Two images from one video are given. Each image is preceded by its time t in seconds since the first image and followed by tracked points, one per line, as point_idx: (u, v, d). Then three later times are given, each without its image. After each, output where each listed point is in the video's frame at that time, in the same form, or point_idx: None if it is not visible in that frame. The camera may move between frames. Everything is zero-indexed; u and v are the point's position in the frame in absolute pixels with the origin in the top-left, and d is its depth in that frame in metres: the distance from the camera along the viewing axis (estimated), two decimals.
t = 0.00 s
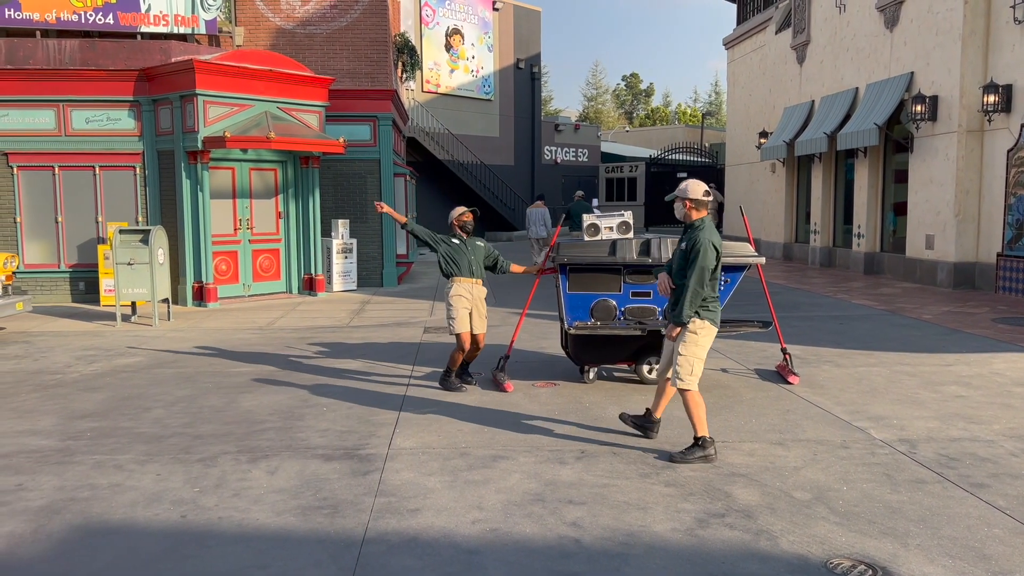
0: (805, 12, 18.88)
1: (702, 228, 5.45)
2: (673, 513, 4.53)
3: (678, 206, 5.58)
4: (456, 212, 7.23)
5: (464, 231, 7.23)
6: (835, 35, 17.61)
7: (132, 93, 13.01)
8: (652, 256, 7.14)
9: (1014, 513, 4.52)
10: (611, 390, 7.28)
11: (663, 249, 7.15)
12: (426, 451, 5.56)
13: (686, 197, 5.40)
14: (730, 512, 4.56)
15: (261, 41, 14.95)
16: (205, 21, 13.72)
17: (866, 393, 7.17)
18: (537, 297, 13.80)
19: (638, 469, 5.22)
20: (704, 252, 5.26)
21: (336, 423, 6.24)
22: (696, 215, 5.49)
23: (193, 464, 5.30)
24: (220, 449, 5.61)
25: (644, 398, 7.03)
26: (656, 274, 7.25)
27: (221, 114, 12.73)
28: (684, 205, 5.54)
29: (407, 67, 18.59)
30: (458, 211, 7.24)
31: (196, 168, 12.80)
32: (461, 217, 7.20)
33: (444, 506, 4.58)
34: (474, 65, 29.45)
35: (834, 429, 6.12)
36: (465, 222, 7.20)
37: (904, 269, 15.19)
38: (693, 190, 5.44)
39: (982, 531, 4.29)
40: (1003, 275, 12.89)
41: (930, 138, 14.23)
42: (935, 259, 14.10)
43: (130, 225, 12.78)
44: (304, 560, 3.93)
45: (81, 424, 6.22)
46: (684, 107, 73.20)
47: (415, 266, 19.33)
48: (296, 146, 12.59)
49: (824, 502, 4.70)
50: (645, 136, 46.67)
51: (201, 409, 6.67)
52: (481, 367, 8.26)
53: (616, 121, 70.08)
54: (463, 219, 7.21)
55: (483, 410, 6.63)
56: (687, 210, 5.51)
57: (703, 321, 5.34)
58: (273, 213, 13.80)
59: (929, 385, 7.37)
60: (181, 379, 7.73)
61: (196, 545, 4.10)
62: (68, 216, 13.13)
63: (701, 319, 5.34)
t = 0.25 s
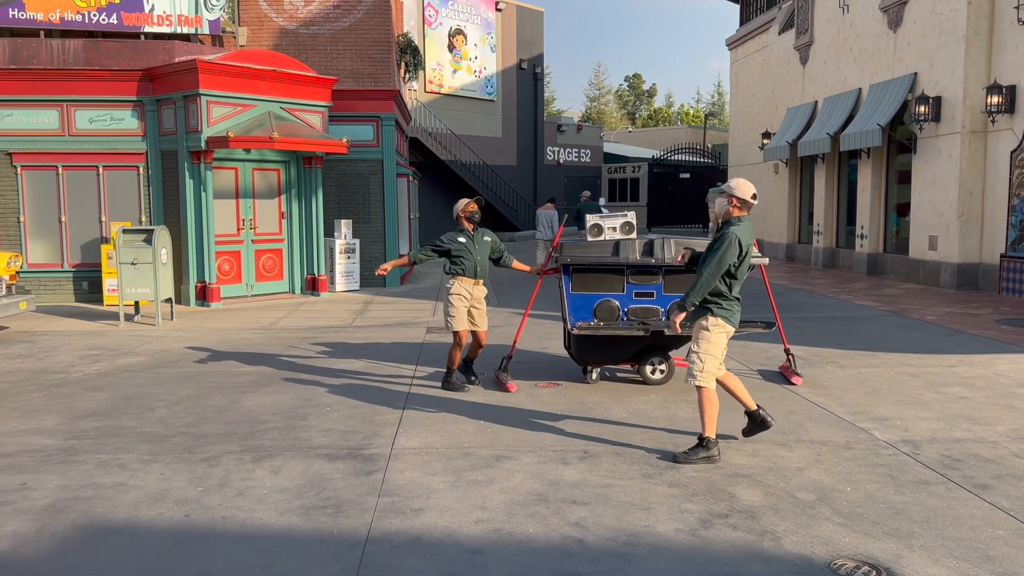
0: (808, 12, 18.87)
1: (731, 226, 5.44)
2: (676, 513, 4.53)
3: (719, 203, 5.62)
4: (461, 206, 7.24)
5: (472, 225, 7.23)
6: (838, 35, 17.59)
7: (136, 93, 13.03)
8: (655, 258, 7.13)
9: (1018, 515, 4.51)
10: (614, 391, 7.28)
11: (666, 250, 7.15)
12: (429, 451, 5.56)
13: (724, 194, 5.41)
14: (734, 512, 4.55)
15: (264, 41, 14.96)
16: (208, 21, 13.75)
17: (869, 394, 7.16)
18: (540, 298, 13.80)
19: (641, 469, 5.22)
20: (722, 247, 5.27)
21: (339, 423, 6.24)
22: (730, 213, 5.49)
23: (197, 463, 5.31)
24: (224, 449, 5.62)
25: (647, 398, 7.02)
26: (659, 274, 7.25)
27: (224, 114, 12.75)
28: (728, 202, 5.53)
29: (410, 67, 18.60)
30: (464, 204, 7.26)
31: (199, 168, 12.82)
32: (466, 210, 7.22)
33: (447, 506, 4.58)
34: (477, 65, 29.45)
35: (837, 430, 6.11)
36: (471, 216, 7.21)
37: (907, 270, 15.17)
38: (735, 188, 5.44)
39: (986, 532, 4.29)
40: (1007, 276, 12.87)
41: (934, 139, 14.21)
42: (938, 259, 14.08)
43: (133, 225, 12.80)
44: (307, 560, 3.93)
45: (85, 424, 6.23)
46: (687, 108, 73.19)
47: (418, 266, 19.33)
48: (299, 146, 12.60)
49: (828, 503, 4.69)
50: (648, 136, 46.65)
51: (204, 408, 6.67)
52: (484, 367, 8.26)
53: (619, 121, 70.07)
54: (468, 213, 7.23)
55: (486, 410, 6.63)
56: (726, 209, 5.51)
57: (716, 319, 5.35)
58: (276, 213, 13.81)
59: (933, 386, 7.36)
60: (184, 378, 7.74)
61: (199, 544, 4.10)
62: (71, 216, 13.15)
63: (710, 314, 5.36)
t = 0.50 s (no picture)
0: (810, 14, 18.87)
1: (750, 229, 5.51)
2: (678, 515, 4.53)
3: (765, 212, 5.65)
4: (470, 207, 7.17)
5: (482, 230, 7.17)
6: (840, 37, 17.59)
7: (138, 93, 13.04)
8: (657, 259, 7.11)
9: (1020, 517, 4.51)
10: (616, 392, 7.28)
11: (667, 251, 7.12)
12: (431, 452, 5.56)
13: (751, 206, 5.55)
14: (736, 514, 4.55)
15: (267, 41, 14.98)
16: (210, 21, 13.77)
17: (870, 395, 7.15)
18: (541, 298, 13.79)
19: (643, 471, 5.21)
20: (727, 246, 5.43)
21: (341, 424, 6.25)
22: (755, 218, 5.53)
23: (199, 464, 5.31)
24: (225, 449, 5.62)
25: (649, 400, 7.02)
26: (660, 276, 7.24)
27: (226, 115, 12.75)
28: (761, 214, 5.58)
29: (412, 68, 18.62)
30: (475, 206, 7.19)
31: (201, 169, 12.83)
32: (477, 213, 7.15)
33: (449, 508, 4.58)
34: (478, 66, 29.47)
35: (839, 431, 6.11)
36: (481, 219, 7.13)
37: (909, 271, 15.15)
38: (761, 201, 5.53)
39: (988, 534, 4.28)
40: (1009, 278, 12.87)
41: (936, 141, 14.20)
42: (940, 261, 14.07)
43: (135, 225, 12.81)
44: (309, 561, 3.93)
45: (87, 424, 6.24)
46: (688, 109, 73.17)
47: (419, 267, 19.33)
48: (301, 147, 12.60)
49: (830, 505, 4.69)
50: (650, 137, 46.66)
51: (206, 409, 6.68)
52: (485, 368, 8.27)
53: (620, 122, 70.07)
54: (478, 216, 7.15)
55: (487, 411, 6.63)
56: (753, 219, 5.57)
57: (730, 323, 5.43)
58: (278, 213, 13.81)
59: (935, 388, 7.35)
60: (186, 379, 7.75)
61: (201, 545, 4.10)
62: (73, 216, 13.16)
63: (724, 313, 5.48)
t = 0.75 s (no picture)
0: (810, 15, 18.88)
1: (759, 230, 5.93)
2: (678, 515, 4.53)
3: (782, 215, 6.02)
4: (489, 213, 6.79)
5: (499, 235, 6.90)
6: (840, 38, 17.60)
7: (139, 93, 13.04)
8: (657, 259, 7.10)
9: (1021, 518, 4.51)
10: (616, 393, 7.28)
11: (668, 251, 7.10)
12: (431, 452, 5.56)
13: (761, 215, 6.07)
14: (736, 514, 4.55)
15: (267, 42, 15.00)
16: (211, 22, 13.78)
17: (870, 396, 7.15)
18: (541, 299, 13.79)
19: (643, 471, 5.21)
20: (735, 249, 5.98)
21: (341, 424, 6.25)
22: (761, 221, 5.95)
23: (199, 463, 5.31)
24: (225, 449, 5.62)
25: (649, 400, 7.02)
26: (661, 276, 7.23)
27: (227, 115, 12.76)
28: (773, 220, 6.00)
29: (412, 68, 18.63)
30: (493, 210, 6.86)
31: (201, 169, 12.83)
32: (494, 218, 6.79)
33: (449, 508, 4.58)
34: (479, 66, 29.48)
35: (839, 432, 6.11)
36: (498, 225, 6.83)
37: (909, 272, 15.16)
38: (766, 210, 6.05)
39: (988, 535, 4.28)
40: (1009, 279, 12.87)
41: (936, 142, 14.20)
42: (940, 262, 14.07)
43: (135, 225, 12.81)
44: (309, 560, 3.93)
45: (87, 423, 6.24)
46: (688, 110, 73.20)
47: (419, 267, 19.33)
48: (302, 147, 12.61)
49: (830, 505, 4.69)
50: (650, 138, 46.69)
51: (207, 409, 6.68)
52: (485, 368, 8.28)
53: (620, 123, 70.10)
54: (496, 221, 6.84)
55: (487, 411, 6.64)
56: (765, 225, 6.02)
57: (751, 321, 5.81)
58: (278, 214, 13.82)
59: (935, 389, 7.36)
60: (187, 379, 7.75)
61: (201, 545, 4.10)
62: (73, 216, 13.17)
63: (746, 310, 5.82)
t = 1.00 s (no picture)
0: (810, 16, 18.89)
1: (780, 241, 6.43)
2: (676, 516, 4.53)
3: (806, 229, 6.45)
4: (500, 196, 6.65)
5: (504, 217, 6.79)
6: (839, 40, 17.61)
7: (137, 94, 13.04)
8: (655, 260, 7.13)
9: (1019, 519, 4.51)
10: (614, 393, 7.28)
11: (666, 252, 7.16)
12: (429, 453, 5.56)
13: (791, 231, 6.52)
14: (734, 515, 4.55)
15: (266, 42, 15.00)
16: (210, 22, 13.77)
17: (868, 397, 7.15)
18: (540, 300, 13.80)
19: (641, 472, 5.21)
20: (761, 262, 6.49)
21: (339, 424, 6.25)
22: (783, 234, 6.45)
23: (197, 464, 5.31)
24: (223, 449, 5.61)
25: (647, 401, 7.02)
26: (660, 277, 7.23)
27: (226, 115, 12.76)
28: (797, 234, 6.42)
29: (411, 69, 18.64)
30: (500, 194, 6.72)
31: (200, 169, 12.83)
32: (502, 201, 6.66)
33: (447, 508, 4.57)
34: (478, 67, 29.49)
35: (837, 433, 6.11)
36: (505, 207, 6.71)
37: (908, 273, 15.17)
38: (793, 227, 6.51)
39: (986, 536, 4.28)
40: (1008, 281, 12.88)
41: (935, 143, 14.21)
42: (939, 264, 14.08)
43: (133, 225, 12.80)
44: (307, 561, 3.92)
45: (85, 423, 6.23)
46: (688, 112, 73.25)
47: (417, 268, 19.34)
48: (301, 148, 12.61)
49: (828, 506, 4.69)
50: (649, 140, 46.73)
51: (205, 409, 6.67)
52: (484, 369, 8.27)
53: (619, 124, 70.14)
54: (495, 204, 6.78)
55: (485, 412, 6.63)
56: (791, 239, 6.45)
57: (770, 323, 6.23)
58: (277, 214, 13.82)
59: (933, 390, 7.37)
60: (185, 379, 7.74)
61: (199, 545, 4.10)
62: (72, 216, 13.16)
63: (759, 308, 6.24)
